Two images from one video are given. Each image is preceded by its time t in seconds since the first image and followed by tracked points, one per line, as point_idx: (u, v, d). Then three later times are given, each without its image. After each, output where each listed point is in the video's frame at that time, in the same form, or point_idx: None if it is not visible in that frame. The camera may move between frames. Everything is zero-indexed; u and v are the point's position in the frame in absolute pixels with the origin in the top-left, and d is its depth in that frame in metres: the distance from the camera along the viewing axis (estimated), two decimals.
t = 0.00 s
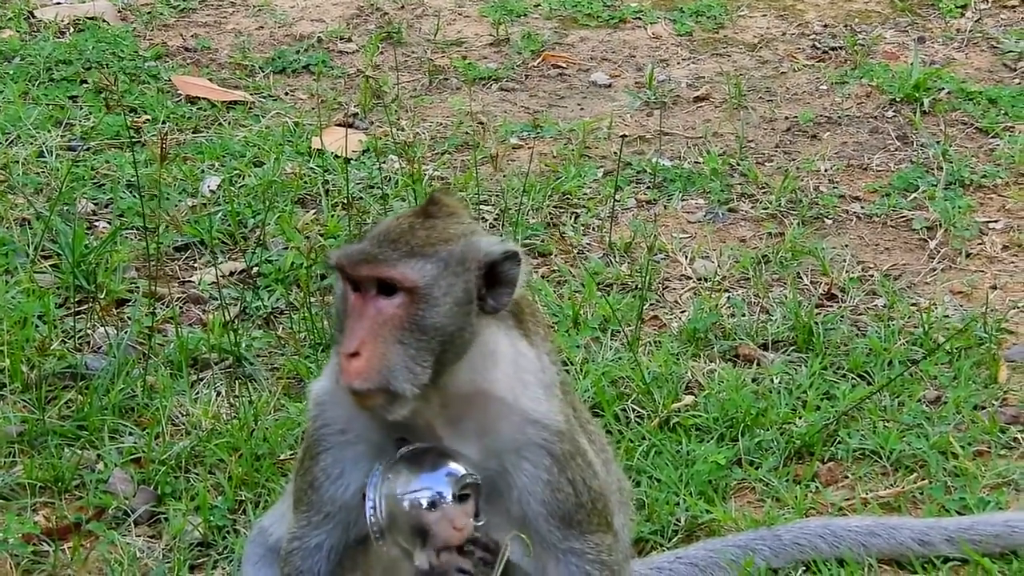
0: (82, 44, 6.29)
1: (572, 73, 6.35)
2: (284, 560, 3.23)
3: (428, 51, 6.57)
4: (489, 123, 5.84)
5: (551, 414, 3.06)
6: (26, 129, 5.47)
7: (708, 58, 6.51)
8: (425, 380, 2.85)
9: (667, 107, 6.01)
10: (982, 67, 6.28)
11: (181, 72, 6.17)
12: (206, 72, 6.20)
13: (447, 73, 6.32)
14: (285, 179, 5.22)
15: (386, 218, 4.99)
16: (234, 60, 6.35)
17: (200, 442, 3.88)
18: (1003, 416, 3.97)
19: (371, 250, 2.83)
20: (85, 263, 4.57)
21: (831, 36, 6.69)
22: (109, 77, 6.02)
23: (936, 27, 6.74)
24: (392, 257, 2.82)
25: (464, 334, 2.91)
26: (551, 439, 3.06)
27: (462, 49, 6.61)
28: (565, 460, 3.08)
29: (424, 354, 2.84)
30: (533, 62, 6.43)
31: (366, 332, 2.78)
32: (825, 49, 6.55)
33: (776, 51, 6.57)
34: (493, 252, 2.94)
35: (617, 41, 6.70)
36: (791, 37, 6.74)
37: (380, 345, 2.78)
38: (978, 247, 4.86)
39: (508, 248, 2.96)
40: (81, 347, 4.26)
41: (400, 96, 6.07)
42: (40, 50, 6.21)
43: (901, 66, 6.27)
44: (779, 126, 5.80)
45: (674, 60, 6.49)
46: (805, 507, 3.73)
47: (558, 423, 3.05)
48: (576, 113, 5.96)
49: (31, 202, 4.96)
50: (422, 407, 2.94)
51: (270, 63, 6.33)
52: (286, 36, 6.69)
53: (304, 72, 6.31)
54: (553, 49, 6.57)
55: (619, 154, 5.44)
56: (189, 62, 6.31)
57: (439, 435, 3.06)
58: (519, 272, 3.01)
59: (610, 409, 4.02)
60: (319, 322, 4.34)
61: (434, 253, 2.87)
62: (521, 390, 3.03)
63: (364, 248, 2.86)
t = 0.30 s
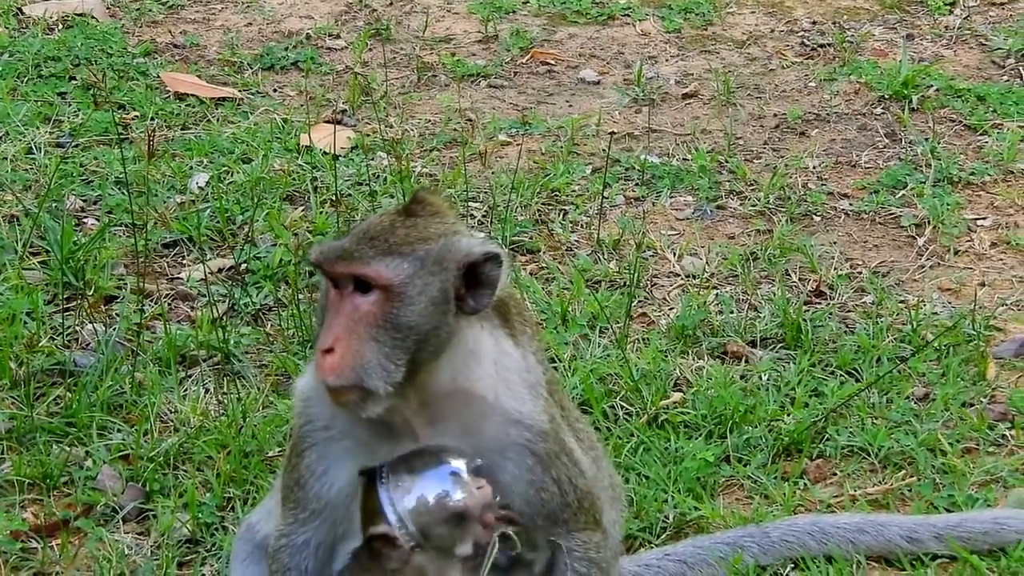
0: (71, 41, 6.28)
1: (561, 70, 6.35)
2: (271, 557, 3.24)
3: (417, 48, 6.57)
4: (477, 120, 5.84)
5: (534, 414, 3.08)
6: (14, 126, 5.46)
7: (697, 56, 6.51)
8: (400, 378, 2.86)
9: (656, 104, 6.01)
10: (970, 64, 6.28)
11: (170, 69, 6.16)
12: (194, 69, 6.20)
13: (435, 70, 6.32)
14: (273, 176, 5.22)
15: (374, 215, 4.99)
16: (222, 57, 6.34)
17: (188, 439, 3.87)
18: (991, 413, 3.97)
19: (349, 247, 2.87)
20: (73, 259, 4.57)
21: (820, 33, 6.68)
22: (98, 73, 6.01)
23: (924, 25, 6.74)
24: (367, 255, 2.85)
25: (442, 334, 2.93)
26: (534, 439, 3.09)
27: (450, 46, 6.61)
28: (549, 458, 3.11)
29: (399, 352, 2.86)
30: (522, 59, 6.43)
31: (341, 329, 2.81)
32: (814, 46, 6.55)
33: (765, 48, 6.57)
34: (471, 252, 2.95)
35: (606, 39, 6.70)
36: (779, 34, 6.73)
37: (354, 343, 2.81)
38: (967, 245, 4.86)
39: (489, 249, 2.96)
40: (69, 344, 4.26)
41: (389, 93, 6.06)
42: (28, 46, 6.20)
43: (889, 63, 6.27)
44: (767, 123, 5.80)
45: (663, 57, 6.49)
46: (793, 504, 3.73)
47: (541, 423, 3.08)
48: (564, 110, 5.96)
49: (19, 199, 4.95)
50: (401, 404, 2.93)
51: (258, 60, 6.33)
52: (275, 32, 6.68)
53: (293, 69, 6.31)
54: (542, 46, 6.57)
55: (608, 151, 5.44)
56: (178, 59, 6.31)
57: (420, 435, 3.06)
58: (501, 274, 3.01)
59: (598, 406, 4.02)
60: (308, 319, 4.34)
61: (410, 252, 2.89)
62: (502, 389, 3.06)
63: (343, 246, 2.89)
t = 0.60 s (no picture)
0: (59, 39, 6.28)
1: (549, 68, 6.35)
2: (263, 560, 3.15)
3: (405, 45, 6.56)
4: (466, 117, 5.84)
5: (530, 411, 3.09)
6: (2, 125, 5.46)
7: (685, 52, 6.50)
8: (389, 378, 2.85)
9: (644, 102, 6.01)
10: (959, 61, 6.29)
11: (158, 67, 6.16)
12: (182, 67, 6.20)
13: (423, 67, 6.32)
14: (262, 174, 5.21)
15: (363, 212, 4.99)
16: (210, 55, 6.34)
17: (177, 437, 3.87)
18: (980, 410, 3.98)
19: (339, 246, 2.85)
20: (62, 257, 4.57)
21: (808, 30, 6.68)
22: (86, 71, 6.01)
23: (913, 21, 6.74)
24: (355, 255, 2.83)
25: (432, 333, 2.91)
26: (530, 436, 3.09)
27: (439, 44, 6.60)
28: (546, 455, 3.12)
29: (388, 352, 2.85)
30: (510, 57, 6.43)
31: (329, 329, 2.80)
32: (802, 42, 6.54)
33: (753, 45, 6.56)
34: (460, 252, 2.91)
35: (595, 36, 6.69)
36: (768, 31, 6.72)
37: (343, 342, 2.80)
38: (955, 241, 4.87)
39: (480, 250, 2.92)
40: (58, 342, 4.26)
41: (377, 91, 6.06)
42: (17, 44, 6.20)
43: (878, 60, 6.28)
44: (756, 120, 5.80)
45: (651, 54, 6.48)
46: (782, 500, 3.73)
47: (538, 420, 3.09)
48: (553, 107, 5.96)
49: (8, 198, 4.95)
50: (391, 403, 2.94)
51: (247, 58, 6.32)
52: (263, 30, 6.67)
53: (281, 67, 6.31)
54: (530, 43, 6.56)
55: (596, 148, 5.44)
56: (166, 57, 6.31)
57: (414, 433, 3.05)
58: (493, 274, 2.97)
59: (587, 403, 4.02)
60: (296, 317, 4.34)
61: (398, 251, 2.86)
62: (497, 387, 3.06)
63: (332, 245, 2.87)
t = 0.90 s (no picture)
0: (46, 37, 6.27)
1: (538, 65, 6.35)
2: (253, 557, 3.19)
3: (393, 43, 6.56)
4: (454, 115, 5.84)
5: (518, 410, 3.05)
6: None
7: (674, 49, 6.50)
8: (380, 378, 2.86)
9: (632, 98, 6.01)
10: (947, 57, 6.30)
11: (146, 66, 6.15)
12: (170, 65, 6.19)
13: (411, 65, 6.32)
14: (249, 172, 5.21)
15: (351, 210, 5.00)
16: (198, 53, 6.33)
17: (165, 435, 3.88)
18: (968, 406, 3.99)
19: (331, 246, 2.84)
20: (50, 256, 4.57)
21: (796, 26, 6.68)
22: (73, 70, 6.00)
23: (901, 17, 6.73)
24: (347, 255, 2.82)
25: (424, 332, 2.91)
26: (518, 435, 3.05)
27: (427, 41, 6.60)
28: (533, 454, 3.08)
29: (379, 352, 2.85)
30: (498, 54, 6.43)
31: (321, 329, 2.80)
32: (790, 39, 6.54)
33: (741, 42, 6.56)
34: (451, 251, 2.91)
35: (583, 33, 6.69)
36: (756, 27, 6.72)
37: (334, 342, 2.80)
38: (943, 237, 4.88)
39: (471, 249, 2.92)
40: (46, 341, 4.26)
41: (365, 89, 6.06)
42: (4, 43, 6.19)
43: (866, 56, 6.28)
44: (744, 116, 5.81)
45: (640, 51, 6.48)
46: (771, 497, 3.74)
47: (525, 418, 3.04)
48: (541, 105, 5.96)
49: None
50: (381, 403, 2.94)
51: (235, 56, 6.32)
52: (251, 28, 6.67)
53: (269, 65, 6.31)
54: (518, 41, 6.56)
55: (584, 146, 5.44)
56: (154, 55, 6.30)
57: (403, 433, 3.06)
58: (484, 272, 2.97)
59: (575, 400, 4.02)
60: (285, 315, 4.35)
61: (389, 251, 2.86)
62: (486, 386, 3.04)
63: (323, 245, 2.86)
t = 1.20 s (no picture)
0: (20, 35, 6.27)
1: (512, 62, 6.35)
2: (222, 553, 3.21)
3: (368, 40, 6.55)
4: (429, 112, 5.85)
5: (484, 405, 3.06)
6: None
7: (649, 46, 6.50)
8: (400, 373, 2.89)
9: (607, 96, 6.02)
10: (922, 53, 6.31)
11: (120, 64, 6.15)
12: (145, 63, 6.19)
13: (386, 62, 6.32)
14: (224, 170, 5.21)
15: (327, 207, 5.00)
16: (173, 51, 6.33)
17: (140, 433, 3.88)
18: (943, 401, 4.00)
19: (342, 246, 2.83)
20: (25, 254, 4.56)
21: (771, 23, 6.67)
22: (47, 68, 5.99)
23: (876, 13, 6.74)
24: (368, 252, 2.85)
25: (428, 325, 2.97)
26: (481, 431, 3.06)
27: (402, 38, 6.60)
28: (498, 449, 3.08)
29: (399, 347, 2.88)
30: (473, 51, 6.44)
31: (344, 331, 2.79)
32: (765, 36, 6.54)
33: (716, 39, 6.56)
34: (445, 243, 3.00)
35: (558, 30, 6.69)
36: (730, 24, 6.71)
37: (358, 342, 2.80)
38: (919, 233, 4.90)
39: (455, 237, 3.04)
40: (21, 339, 4.26)
41: (340, 86, 6.06)
42: None
43: (840, 52, 6.28)
44: (718, 113, 5.81)
45: (614, 48, 6.48)
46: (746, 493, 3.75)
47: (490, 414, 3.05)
48: (516, 102, 5.97)
49: None
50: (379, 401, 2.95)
51: (209, 54, 6.32)
52: (225, 26, 6.66)
53: (244, 62, 6.30)
54: (493, 38, 6.56)
55: (559, 143, 5.44)
56: (129, 53, 6.30)
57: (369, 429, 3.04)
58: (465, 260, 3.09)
59: (550, 397, 4.02)
60: (259, 312, 4.34)
61: (398, 245, 2.90)
62: (453, 381, 3.04)
63: (329, 245, 2.85)
